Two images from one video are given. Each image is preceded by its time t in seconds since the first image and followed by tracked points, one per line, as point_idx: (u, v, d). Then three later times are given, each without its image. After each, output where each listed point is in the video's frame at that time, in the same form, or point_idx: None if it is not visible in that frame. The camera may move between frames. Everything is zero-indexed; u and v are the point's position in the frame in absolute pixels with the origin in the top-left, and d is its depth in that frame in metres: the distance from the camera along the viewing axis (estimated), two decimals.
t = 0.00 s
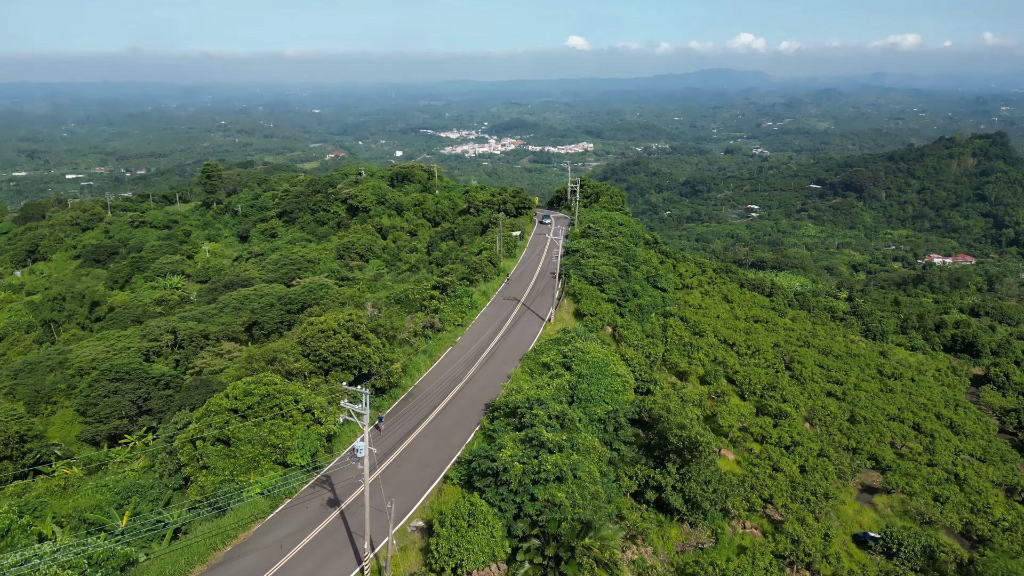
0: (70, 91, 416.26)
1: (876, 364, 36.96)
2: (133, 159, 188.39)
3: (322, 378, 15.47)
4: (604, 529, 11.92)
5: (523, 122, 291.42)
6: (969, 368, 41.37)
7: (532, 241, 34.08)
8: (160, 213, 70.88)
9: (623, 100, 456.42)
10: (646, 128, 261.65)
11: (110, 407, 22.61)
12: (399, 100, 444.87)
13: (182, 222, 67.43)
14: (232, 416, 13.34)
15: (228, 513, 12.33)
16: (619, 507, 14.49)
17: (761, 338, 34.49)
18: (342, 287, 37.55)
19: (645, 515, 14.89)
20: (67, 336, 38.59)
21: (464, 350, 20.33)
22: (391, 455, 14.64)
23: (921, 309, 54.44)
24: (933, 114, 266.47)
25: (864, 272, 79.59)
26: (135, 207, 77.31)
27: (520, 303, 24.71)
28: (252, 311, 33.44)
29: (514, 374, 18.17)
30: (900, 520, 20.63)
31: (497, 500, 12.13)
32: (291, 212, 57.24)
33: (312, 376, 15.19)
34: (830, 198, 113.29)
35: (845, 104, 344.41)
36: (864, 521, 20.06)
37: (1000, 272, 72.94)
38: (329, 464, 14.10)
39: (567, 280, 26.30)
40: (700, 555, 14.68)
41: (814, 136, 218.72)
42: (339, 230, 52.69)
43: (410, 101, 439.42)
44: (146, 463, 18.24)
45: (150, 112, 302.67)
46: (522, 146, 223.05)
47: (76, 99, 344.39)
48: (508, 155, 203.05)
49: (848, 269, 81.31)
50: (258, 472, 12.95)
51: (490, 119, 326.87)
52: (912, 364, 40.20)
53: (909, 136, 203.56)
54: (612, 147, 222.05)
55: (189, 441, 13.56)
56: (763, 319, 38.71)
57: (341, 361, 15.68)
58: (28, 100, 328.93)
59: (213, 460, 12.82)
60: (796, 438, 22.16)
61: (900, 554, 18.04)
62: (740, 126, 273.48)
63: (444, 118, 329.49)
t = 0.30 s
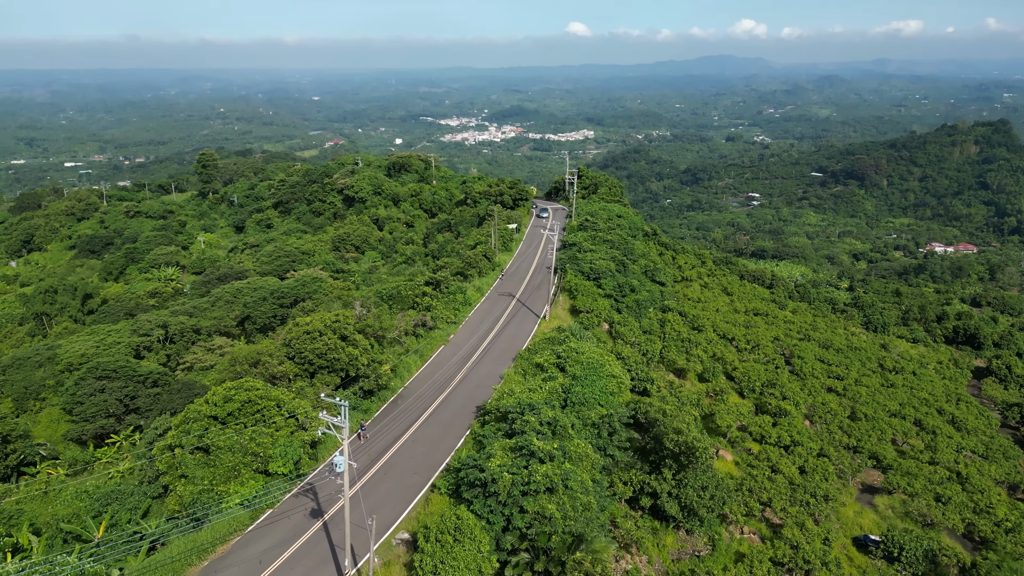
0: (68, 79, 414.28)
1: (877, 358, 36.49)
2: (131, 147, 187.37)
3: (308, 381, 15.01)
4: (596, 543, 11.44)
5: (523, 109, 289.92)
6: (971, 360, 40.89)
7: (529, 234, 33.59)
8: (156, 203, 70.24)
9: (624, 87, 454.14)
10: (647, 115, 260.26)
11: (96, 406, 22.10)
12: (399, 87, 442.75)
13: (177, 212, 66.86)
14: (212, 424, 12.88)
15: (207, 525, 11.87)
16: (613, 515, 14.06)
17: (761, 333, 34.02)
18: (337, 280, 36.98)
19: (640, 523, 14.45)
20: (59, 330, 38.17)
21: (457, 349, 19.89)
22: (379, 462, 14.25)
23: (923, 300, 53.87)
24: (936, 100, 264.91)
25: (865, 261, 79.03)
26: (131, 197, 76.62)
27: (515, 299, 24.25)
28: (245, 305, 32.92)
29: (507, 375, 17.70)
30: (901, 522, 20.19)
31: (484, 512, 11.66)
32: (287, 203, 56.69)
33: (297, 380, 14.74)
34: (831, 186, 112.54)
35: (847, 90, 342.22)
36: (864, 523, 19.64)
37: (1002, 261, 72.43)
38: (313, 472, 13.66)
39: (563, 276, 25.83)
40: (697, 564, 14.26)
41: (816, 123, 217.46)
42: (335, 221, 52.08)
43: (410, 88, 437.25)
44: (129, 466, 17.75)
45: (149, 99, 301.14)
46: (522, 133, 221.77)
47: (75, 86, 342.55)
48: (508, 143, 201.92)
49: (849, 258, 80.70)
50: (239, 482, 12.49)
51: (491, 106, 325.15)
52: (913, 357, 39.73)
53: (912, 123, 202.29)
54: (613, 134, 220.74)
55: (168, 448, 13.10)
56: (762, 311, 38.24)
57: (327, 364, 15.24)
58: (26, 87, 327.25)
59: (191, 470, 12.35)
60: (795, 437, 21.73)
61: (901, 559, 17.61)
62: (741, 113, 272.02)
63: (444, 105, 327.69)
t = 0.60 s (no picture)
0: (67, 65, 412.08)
1: (878, 351, 36.00)
2: (130, 134, 186.38)
3: (292, 385, 14.55)
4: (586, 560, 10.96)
5: (523, 95, 288.36)
6: (973, 353, 40.39)
7: (524, 228, 33.09)
8: (151, 193, 69.62)
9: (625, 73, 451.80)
10: (648, 102, 258.80)
11: (82, 405, 21.60)
12: (399, 74, 440.75)
13: (173, 202, 66.28)
14: (190, 432, 12.43)
15: (183, 539, 11.42)
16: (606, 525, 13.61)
17: (761, 327, 33.54)
18: (331, 274, 36.49)
19: (634, 531, 14.04)
20: (50, 322, 37.71)
21: (449, 348, 19.45)
22: (366, 467, 13.83)
23: (924, 290, 53.37)
24: (938, 87, 263.33)
25: (866, 250, 78.46)
26: (127, 186, 75.96)
27: (509, 295, 23.78)
28: (237, 299, 32.38)
29: (499, 377, 17.22)
30: (902, 525, 19.76)
31: (471, 526, 11.19)
32: (283, 192, 56.13)
33: (281, 385, 14.29)
34: (832, 173, 111.79)
35: (849, 76, 340.33)
36: (864, 526, 19.22)
37: (1004, 249, 71.87)
38: (296, 481, 13.22)
39: (558, 271, 25.31)
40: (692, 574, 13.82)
41: (818, 109, 216.17)
42: (330, 211, 51.56)
43: (410, 74, 435.24)
44: (112, 470, 17.31)
45: (147, 86, 299.37)
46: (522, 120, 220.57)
47: (73, 72, 340.73)
48: (507, 130, 200.81)
49: (850, 247, 80.13)
50: (218, 492, 12.04)
51: (491, 92, 323.33)
52: (914, 350, 39.24)
53: (914, 109, 201.02)
54: (614, 121, 219.47)
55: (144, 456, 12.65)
56: (762, 304, 37.75)
57: (312, 368, 14.78)
58: (24, 73, 325.63)
59: (167, 480, 11.90)
60: (794, 436, 21.29)
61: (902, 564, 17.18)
62: (742, 100, 270.59)
63: (444, 92, 325.78)
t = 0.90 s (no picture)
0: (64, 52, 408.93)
1: (880, 343, 35.51)
2: (128, 121, 185.23)
3: (275, 391, 14.09)
4: None
5: (524, 82, 286.64)
6: (975, 345, 39.89)
7: (521, 220, 32.58)
8: (146, 182, 68.97)
9: (625, 59, 449.20)
10: (649, 89, 257.09)
11: (68, 404, 21.22)
12: (398, 60, 438.14)
13: (168, 192, 65.70)
14: (168, 441, 11.97)
15: (157, 556, 10.99)
16: (597, 536, 13.20)
17: (760, 321, 33.09)
18: (325, 267, 35.99)
19: (628, 543, 13.57)
20: (41, 316, 37.26)
21: (441, 347, 18.97)
22: (351, 477, 13.38)
23: (926, 280, 52.78)
24: (941, 73, 261.34)
25: (867, 239, 77.87)
26: (122, 175, 75.33)
27: (504, 291, 23.28)
28: (228, 292, 31.92)
29: (490, 380, 16.75)
30: (903, 528, 19.33)
31: (457, 542, 10.73)
32: (278, 182, 55.57)
33: (263, 390, 13.85)
34: (834, 161, 110.99)
35: (851, 62, 338.05)
36: (865, 529, 18.82)
37: (1006, 237, 71.26)
38: (279, 491, 12.78)
39: (554, 268, 24.81)
40: None
41: (820, 96, 214.56)
42: (326, 202, 50.97)
43: (410, 61, 432.62)
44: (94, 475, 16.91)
45: (145, 72, 297.24)
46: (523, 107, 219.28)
47: (71, 59, 338.66)
48: (507, 117, 199.60)
49: (851, 235, 79.50)
50: (195, 506, 11.59)
51: (491, 78, 321.37)
52: (915, 342, 38.75)
53: (916, 96, 199.65)
54: (614, 108, 218.02)
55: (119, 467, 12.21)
56: (762, 296, 37.31)
57: (296, 372, 14.33)
58: (22, 60, 323.66)
59: (142, 492, 11.44)
60: (793, 436, 20.85)
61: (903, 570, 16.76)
62: (744, 86, 268.93)
63: (444, 79, 323.80)
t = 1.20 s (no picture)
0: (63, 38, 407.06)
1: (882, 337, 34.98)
2: (127, 108, 184.15)
3: (258, 397, 13.67)
4: None
5: (525, 68, 284.68)
6: (978, 337, 39.34)
7: (518, 214, 32.07)
8: (142, 171, 68.31)
9: (627, 45, 446.19)
10: (651, 75, 255.28)
11: (53, 404, 20.71)
12: (399, 46, 435.48)
13: (164, 181, 65.09)
14: (144, 454, 11.54)
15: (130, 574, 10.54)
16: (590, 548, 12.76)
17: (761, 315, 32.60)
18: (319, 260, 35.48)
19: (622, 555, 13.14)
20: (32, 309, 36.77)
21: (432, 348, 18.53)
22: (335, 487, 12.95)
23: (929, 271, 52.19)
24: (945, 59, 258.96)
25: (870, 227, 77.21)
26: (119, 164, 74.64)
27: (498, 288, 22.83)
28: (220, 287, 31.39)
29: (482, 383, 16.32)
30: (904, 532, 18.93)
31: (441, 561, 10.29)
32: (274, 172, 54.96)
33: (245, 397, 13.43)
34: (837, 148, 110.05)
35: (854, 48, 335.29)
36: (865, 534, 18.41)
37: (1010, 226, 70.54)
38: (260, 503, 12.37)
39: (550, 264, 24.30)
40: None
41: (823, 82, 212.95)
42: (322, 191, 50.38)
43: (410, 46, 429.77)
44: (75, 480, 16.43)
45: (145, 58, 295.23)
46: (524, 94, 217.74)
47: (70, 45, 336.89)
48: (508, 104, 198.29)
49: (853, 224, 78.83)
50: (171, 520, 11.15)
51: (492, 65, 319.16)
52: (918, 334, 38.22)
53: (920, 82, 197.93)
54: (615, 95, 216.44)
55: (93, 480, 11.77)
56: (762, 289, 36.77)
57: (279, 377, 13.91)
58: (20, 46, 321.68)
59: (115, 507, 11.02)
60: (792, 437, 20.42)
61: None
62: (746, 72, 266.97)
63: (445, 65, 321.58)
